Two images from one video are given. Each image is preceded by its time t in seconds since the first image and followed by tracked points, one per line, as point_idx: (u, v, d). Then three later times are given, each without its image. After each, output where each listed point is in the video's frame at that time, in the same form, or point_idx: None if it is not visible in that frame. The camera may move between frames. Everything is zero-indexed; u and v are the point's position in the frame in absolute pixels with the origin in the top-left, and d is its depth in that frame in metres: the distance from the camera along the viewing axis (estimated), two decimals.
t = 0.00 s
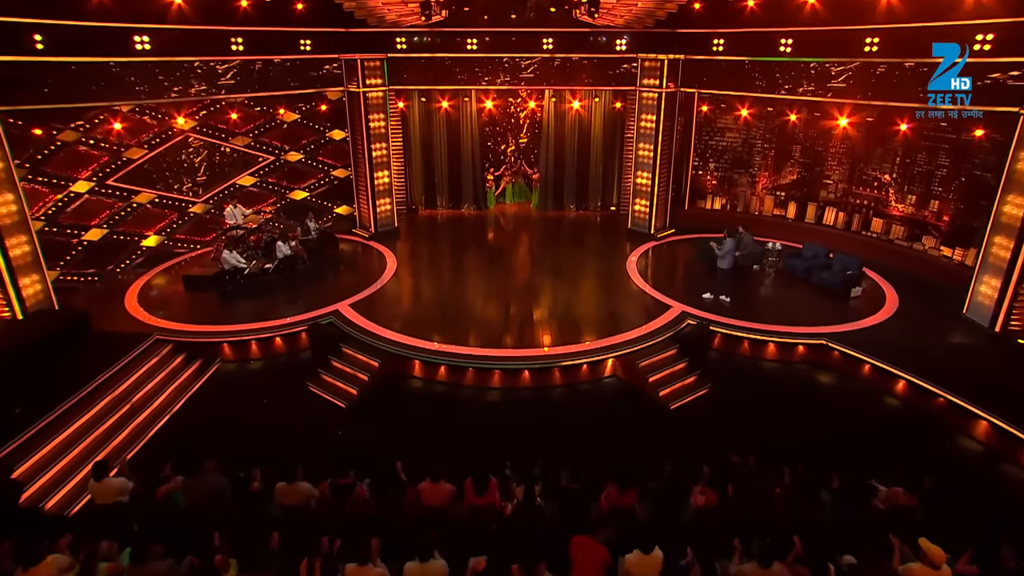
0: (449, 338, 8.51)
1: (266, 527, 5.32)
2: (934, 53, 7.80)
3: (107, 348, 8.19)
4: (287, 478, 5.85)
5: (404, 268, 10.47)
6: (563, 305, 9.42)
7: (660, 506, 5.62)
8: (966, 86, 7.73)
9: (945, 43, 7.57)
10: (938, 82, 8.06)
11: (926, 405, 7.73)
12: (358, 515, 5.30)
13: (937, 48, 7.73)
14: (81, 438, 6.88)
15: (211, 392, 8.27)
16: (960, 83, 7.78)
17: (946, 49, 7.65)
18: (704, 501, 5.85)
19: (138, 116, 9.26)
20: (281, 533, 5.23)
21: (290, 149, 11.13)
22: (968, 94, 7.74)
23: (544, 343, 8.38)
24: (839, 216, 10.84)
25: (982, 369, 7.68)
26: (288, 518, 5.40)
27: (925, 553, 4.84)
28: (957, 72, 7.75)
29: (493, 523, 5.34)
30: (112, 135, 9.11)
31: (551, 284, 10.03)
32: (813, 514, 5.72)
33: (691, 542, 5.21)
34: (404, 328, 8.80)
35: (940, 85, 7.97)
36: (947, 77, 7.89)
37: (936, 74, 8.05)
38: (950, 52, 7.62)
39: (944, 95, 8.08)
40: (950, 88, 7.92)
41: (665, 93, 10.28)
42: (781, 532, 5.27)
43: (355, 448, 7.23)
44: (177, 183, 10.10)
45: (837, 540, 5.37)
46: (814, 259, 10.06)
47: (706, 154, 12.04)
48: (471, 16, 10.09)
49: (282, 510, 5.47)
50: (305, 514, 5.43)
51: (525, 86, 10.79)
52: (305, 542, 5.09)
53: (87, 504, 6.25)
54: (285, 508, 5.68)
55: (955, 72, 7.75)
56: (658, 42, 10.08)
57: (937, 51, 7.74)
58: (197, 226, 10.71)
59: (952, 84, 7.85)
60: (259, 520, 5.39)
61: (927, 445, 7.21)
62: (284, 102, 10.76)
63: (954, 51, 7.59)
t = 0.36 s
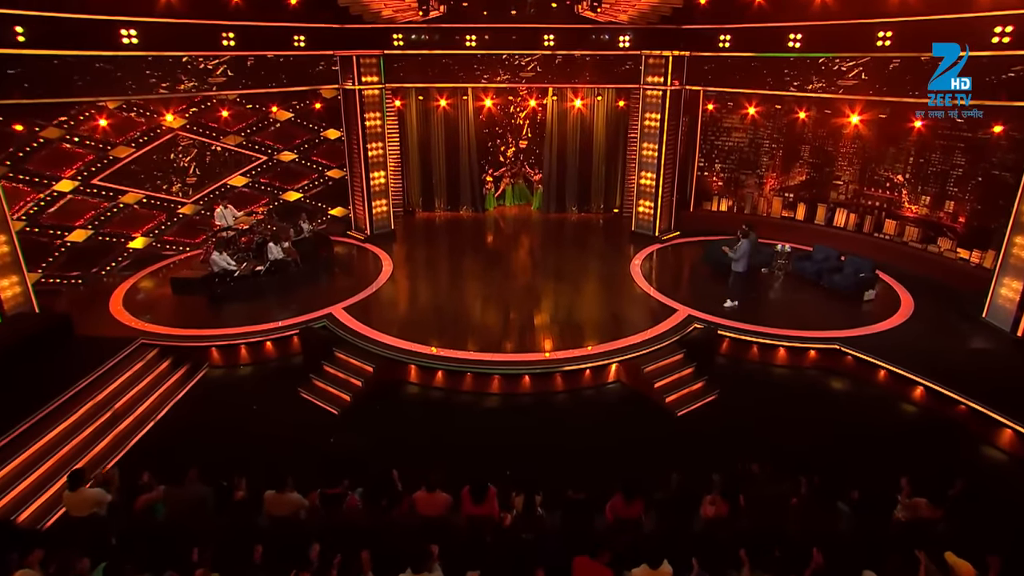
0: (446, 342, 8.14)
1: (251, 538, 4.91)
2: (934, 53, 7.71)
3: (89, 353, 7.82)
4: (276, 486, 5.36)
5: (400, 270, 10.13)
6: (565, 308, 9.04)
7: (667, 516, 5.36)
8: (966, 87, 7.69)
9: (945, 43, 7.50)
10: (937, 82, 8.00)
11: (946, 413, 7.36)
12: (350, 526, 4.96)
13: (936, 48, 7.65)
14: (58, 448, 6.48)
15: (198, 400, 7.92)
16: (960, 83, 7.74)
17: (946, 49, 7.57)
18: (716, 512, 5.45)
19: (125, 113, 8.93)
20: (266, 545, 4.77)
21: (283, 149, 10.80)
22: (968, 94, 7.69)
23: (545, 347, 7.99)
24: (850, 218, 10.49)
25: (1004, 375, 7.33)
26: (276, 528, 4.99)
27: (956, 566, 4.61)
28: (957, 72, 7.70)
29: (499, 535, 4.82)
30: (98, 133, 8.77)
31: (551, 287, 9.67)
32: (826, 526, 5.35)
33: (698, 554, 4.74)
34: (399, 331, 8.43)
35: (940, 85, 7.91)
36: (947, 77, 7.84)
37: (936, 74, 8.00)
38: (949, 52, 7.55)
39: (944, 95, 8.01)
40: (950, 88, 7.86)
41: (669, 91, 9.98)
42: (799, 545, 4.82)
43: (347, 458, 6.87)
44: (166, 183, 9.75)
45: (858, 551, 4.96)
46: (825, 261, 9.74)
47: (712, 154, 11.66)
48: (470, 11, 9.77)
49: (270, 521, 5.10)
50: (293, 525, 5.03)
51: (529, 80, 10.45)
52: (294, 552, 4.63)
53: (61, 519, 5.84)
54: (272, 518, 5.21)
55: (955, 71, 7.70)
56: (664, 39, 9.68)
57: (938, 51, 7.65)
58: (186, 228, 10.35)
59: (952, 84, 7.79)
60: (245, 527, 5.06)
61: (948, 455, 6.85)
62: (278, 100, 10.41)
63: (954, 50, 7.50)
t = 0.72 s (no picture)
0: (443, 347, 7.78)
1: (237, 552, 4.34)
2: (934, 53, 7.64)
3: (70, 358, 7.45)
4: (262, 499, 5.12)
5: (397, 274, 9.79)
6: (567, 312, 8.68)
7: (676, 530, 4.99)
8: (966, 87, 7.53)
9: (946, 44, 7.41)
10: (937, 82, 7.83)
11: (968, 423, 6.99)
12: (340, 542, 4.36)
13: (937, 47, 7.56)
14: (31, 458, 6.11)
15: (184, 407, 7.51)
16: (960, 83, 7.57)
17: (946, 49, 7.48)
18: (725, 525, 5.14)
19: (112, 110, 8.62)
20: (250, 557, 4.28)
21: (277, 149, 10.35)
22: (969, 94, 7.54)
23: (547, 352, 7.65)
24: (861, 220, 10.15)
25: None
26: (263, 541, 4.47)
27: None
28: (957, 72, 7.57)
29: (506, 554, 4.15)
30: (83, 131, 8.44)
31: (553, 291, 9.33)
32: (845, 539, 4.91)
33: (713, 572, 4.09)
34: (394, 336, 8.09)
35: (940, 85, 7.75)
36: (947, 77, 7.69)
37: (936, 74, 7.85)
38: (950, 52, 7.47)
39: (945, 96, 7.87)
40: (950, 88, 7.69)
41: (675, 89, 9.66)
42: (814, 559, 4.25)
43: (337, 470, 6.52)
44: (154, 183, 9.38)
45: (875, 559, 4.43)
46: (837, 264, 9.38)
47: (718, 155, 11.37)
48: (468, 7, 9.48)
49: (255, 539, 4.55)
50: (279, 542, 4.32)
51: (529, 80, 10.15)
52: (284, 571, 4.02)
53: (30, 534, 5.46)
54: (256, 531, 4.93)
55: (956, 71, 7.57)
56: (668, 36, 9.41)
57: (938, 51, 7.56)
58: (175, 230, 9.96)
59: (953, 84, 7.63)
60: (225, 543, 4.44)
61: (972, 467, 6.48)
62: (270, 98, 10.02)
63: (954, 51, 7.42)
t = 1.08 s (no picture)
0: (440, 352, 7.41)
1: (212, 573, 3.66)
2: (934, 53, 7.59)
3: (48, 365, 7.07)
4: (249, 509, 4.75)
5: (393, 278, 9.45)
6: (570, 317, 8.30)
7: (686, 544, 4.67)
8: (966, 87, 7.43)
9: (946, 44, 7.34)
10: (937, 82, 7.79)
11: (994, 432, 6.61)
12: (328, 552, 3.80)
13: (937, 47, 7.49)
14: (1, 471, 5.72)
15: (167, 417, 7.09)
16: (960, 83, 7.48)
17: (946, 49, 7.44)
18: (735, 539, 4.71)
19: (97, 108, 8.31)
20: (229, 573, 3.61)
21: (270, 149, 9.97)
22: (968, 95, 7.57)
23: (548, 358, 7.28)
24: (874, 222, 9.79)
25: None
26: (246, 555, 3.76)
27: None
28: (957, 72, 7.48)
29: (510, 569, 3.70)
30: (66, 129, 8.11)
31: (554, 295, 8.97)
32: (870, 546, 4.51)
33: None
34: (388, 341, 7.71)
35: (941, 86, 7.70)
36: (947, 77, 7.62)
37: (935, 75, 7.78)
38: (950, 52, 7.41)
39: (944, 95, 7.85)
40: (950, 88, 7.61)
41: (680, 88, 9.33)
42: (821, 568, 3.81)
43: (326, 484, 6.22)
44: (140, 184, 9.04)
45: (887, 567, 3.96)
46: (849, 267, 9.04)
47: (724, 157, 10.99)
48: (467, 3, 9.18)
49: (241, 544, 3.95)
50: (267, 552, 3.83)
51: (530, 79, 9.92)
52: None
53: None
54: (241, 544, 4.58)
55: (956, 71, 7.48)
56: (674, 32, 9.10)
57: (938, 51, 7.51)
58: (164, 232, 9.60)
59: (953, 84, 7.55)
60: (207, 550, 3.90)
61: (1000, 478, 6.11)
62: (262, 97, 9.63)
63: (954, 51, 7.37)
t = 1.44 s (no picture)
0: (436, 358, 7.06)
1: None
2: (934, 53, 7.63)
3: (25, 373, 6.73)
4: (230, 524, 4.41)
5: (388, 283, 9.12)
6: (573, 323, 7.96)
7: (694, 558, 4.20)
8: (966, 87, 7.47)
9: (946, 43, 7.39)
10: (937, 83, 7.77)
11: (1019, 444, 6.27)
12: (313, 571, 3.29)
13: (937, 47, 7.55)
14: None
15: (151, 427, 6.73)
16: (960, 83, 7.54)
17: (946, 49, 7.49)
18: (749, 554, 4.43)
19: (83, 108, 8.05)
20: None
21: (262, 151, 9.62)
22: (969, 94, 7.60)
23: (550, 364, 6.93)
24: (886, 226, 9.48)
25: None
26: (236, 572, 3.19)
27: None
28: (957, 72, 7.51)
29: None
30: (51, 129, 7.84)
31: (555, 300, 8.63)
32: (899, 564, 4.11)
33: None
34: (382, 347, 7.36)
35: (940, 86, 7.71)
36: (946, 77, 7.62)
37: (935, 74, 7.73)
38: (950, 52, 7.47)
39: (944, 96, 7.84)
40: (950, 88, 7.65)
41: (685, 87, 9.07)
42: None
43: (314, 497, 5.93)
44: (127, 186, 8.71)
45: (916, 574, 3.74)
46: (862, 271, 8.72)
47: (730, 160, 10.65)
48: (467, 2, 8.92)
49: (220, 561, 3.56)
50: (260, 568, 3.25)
51: (529, 80, 9.54)
52: None
53: None
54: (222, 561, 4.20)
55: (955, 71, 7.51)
56: (679, 31, 8.85)
57: (937, 50, 7.56)
58: (150, 237, 9.23)
59: (952, 84, 7.59)
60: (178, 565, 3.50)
61: None
62: (255, 97, 9.30)
63: (954, 50, 7.43)
